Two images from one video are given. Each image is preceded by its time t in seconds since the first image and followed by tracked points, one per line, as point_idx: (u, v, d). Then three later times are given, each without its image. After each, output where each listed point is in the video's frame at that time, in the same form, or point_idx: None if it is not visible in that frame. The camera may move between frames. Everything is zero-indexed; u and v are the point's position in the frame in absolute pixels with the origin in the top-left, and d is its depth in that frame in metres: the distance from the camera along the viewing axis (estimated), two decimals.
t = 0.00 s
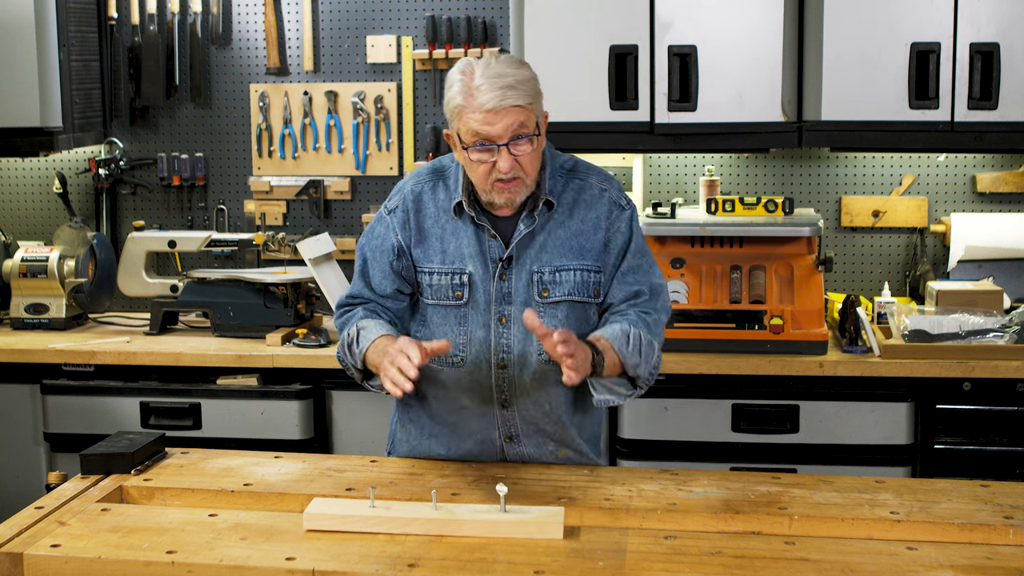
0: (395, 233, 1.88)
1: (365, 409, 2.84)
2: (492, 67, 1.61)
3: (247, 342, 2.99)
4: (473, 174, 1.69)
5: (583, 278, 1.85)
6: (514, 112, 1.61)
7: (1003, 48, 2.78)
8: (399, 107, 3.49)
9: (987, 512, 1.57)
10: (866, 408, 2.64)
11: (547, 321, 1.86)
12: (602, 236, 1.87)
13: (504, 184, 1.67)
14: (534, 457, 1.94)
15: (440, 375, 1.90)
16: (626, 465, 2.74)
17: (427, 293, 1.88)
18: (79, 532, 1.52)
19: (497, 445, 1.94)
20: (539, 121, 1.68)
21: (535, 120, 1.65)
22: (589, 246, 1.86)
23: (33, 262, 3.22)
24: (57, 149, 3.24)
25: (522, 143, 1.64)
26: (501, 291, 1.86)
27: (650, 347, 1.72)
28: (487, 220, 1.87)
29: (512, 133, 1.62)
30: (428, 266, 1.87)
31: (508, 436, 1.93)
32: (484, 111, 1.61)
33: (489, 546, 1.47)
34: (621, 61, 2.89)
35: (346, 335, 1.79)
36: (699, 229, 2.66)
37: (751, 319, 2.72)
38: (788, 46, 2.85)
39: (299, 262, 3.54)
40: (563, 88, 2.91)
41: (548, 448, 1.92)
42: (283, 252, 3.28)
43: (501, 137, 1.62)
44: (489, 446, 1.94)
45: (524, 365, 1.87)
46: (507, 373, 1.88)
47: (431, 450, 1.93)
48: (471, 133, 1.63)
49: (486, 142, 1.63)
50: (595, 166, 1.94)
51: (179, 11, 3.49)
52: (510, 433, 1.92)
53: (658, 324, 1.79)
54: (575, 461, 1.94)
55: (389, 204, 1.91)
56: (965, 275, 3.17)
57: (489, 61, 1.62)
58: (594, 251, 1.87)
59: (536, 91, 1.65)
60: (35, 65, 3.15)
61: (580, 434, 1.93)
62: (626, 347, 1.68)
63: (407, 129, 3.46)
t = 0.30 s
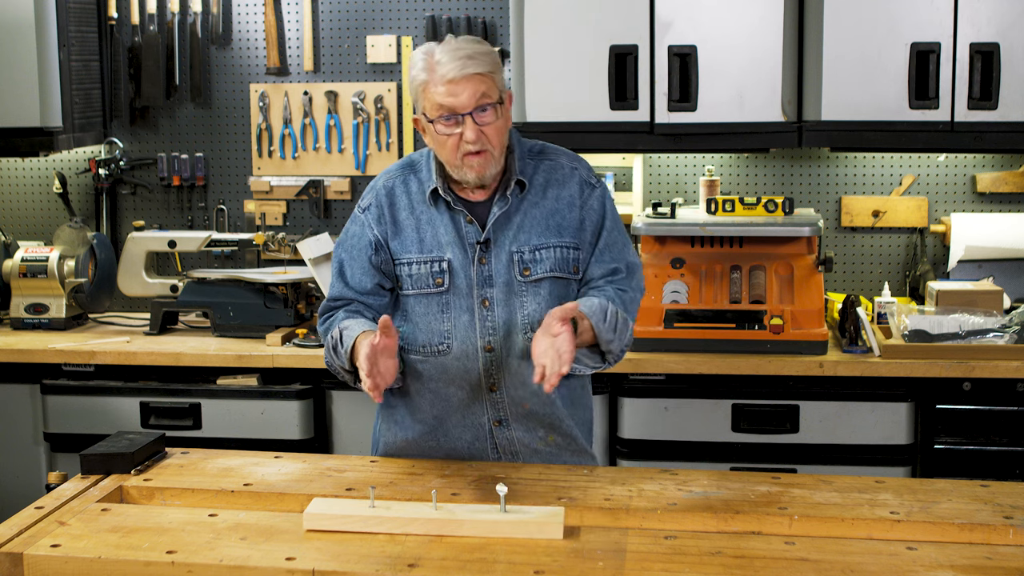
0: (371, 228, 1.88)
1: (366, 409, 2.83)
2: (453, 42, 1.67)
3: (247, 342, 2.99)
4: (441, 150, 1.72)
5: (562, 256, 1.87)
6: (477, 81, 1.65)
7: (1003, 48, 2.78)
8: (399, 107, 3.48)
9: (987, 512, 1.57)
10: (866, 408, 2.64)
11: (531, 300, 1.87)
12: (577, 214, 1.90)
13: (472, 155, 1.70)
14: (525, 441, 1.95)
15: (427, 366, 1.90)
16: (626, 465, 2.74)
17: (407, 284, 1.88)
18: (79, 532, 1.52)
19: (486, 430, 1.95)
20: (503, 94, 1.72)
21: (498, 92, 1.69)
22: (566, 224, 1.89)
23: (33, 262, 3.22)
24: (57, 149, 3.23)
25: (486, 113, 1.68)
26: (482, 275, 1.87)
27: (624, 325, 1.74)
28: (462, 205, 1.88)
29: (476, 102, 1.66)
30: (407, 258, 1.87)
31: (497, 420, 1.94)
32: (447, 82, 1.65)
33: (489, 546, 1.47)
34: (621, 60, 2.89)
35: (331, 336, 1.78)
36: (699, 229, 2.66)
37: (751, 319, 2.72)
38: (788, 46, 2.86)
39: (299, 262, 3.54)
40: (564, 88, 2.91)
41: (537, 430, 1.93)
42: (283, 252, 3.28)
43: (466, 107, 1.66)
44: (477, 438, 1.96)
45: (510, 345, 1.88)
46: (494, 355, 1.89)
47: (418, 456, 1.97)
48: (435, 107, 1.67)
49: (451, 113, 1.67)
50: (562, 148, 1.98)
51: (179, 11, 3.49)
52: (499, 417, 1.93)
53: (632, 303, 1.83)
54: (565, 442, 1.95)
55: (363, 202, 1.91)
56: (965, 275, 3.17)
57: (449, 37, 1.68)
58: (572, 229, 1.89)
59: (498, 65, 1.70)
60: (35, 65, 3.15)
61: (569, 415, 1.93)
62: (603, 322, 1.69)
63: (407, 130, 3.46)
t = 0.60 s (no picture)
0: (349, 227, 1.88)
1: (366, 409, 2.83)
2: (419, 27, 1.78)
3: (247, 342, 2.99)
4: (413, 130, 1.79)
5: (541, 242, 1.89)
6: (441, 57, 1.75)
7: (1003, 48, 2.78)
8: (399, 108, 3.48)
9: (987, 512, 1.57)
10: (866, 408, 2.64)
11: (514, 288, 1.88)
12: (554, 199, 1.92)
13: (443, 129, 1.76)
14: (517, 433, 1.94)
15: (414, 361, 1.90)
16: (626, 465, 2.74)
17: (390, 280, 1.89)
18: (79, 532, 1.52)
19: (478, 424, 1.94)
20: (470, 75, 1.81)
21: (464, 69, 1.78)
22: (544, 211, 1.90)
23: (33, 262, 3.22)
24: (57, 149, 3.23)
25: (453, 88, 1.76)
26: (463, 266, 1.88)
27: (596, 314, 1.79)
28: (439, 195, 1.90)
29: (442, 77, 1.75)
30: (388, 253, 1.88)
31: (487, 412, 1.93)
32: (413, 60, 1.75)
33: (489, 546, 1.47)
34: (621, 60, 2.89)
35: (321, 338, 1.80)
36: (699, 229, 2.66)
37: (751, 319, 2.71)
38: (788, 46, 2.86)
39: (299, 262, 3.54)
40: (564, 88, 2.91)
41: (528, 420, 1.92)
42: (283, 252, 3.28)
43: (432, 81, 1.75)
44: (469, 432, 1.94)
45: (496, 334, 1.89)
46: (482, 345, 1.90)
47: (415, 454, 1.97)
48: (404, 86, 1.76)
49: (419, 89, 1.75)
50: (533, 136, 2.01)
51: (179, 11, 3.49)
52: (490, 408, 1.92)
53: (608, 290, 1.86)
54: (557, 431, 1.94)
55: (340, 202, 1.91)
56: (965, 275, 3.17)
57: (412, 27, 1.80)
58: (549, 215, 1.91)
59: (464, 47, 1.80)
60: (35, 65, 3.15)
61: (560, 403, 1.93)
62: (571, 315, 1.75)
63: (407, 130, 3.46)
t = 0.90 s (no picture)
0: (344, 229, 1.89)
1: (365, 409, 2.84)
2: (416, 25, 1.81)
3: (247, 342, 2.99)
4: (408, 123, 1.80)
5: (537, 243, 1.89)
6: (436, 51, 1.77)
7: (1003, 48, 2.78)
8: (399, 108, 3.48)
9: (987, 512, 1.57)
10: (866, 408, 2.64)
11: (509, 289, 1.88)
12: (551, 202, 1.92)
13: (437, 121, 1.77)
14: (513, 434, 1.95)
15: (410, 362, 1.91)
16: (626, 465, 2.74)
17: (385, 281, 1.89)
18: (79, 532, 1.52)
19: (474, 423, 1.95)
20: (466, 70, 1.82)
21: (460, 65, 1.80)
22: (540, 212, 1.91)
23: (33, 262, 3.22)
24: (57, 149, 3.23)
25: (448, 82, 1.77)
26: (459, 266, 1.89)
27: (587, 331, 1.75)
28: (436, 196, 1.90)
29: (436, 70, 1.76)
30: (382, 254, 1.89)
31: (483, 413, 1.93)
32: (408, 54, 1.77)
33: (489, 546, 1.47)
34: (621, 60, 2.89)
35: (314, 346, 1.79)
36: (699, 229, 2.66)
37: (751, 319, 2.71)
38: (787, 46, 2.86)
39: (300, 262, 3.54)
40: (564, 88, 2.91)
41: (525, 421, 1.92)
42: (283, 252, 3.28)
43: (427, 74, 1.76)
44: (466, 433, 1.94)
45: (491, 334, 1.90)
46: (477, 346, 1.90)
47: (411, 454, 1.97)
48: (399, 78, 1.78)
49: (414, 82, 1.76)
50: (530, 142, 2.01)
51: (179, 11, 3.49)
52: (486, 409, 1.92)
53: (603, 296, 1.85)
54: (553, 431, 1.94)
55: (336, 205, 1.92)
56: (965, 275, 3.17)
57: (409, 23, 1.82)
58: (546, 218, 1.91)
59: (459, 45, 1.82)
60: (35, 65, 3.15)
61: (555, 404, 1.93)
62: (557, 340, 1.71)
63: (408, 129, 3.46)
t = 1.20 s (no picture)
0: (366, 222, 1.90)
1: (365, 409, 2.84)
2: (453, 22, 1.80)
3: (246, 342, 2.99)
4: (431, 122, 1.81)
5: (553, 253, 1.87)
6: (465, 52, 1.76)
7: (1003, 48, 2.78)
8: (399, 108, 3.48)
9: (987, 512, 1.57)
10: (866, 408, 2.64)
11: (521, 296, 1.87)
12: (573, 214, 1.90)
13: (457, 124, 1.77)
14: (512, 441, 1.95)
15: (416, 359, 1.92)
16: (626, 465, 2.74)
17: (399, 276, 1.89)
18: (79, 532, 1.52)
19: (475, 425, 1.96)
20: (496, 74, 1.81)
21: (488, 69, 1.79)
22: (560, 222, 1.89)
23: (33, 262, 3.22)
24: (57, 149, 3.23)
25: (473, 85, 1.77)
26: (474, 269, 1.88)
27: (591, 353, 1.76)
28: (459, 196, 1.90)
29: (462, 72, 1.76)
30: (399, 250, 1.89)
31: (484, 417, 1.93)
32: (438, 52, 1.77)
33: (489, 546, 1.47)
34: (621, 60, 2.89)
35: (331, 349, 1.82)
36: (699, 229, 2.66)
37: (751, 319, 2.71)
38: (787, 47, 2.86)
39: (300, 262, 3.54)
40: (564, 89, 2.91)
41: (525, 429, 1.92)
42: (283, 252, 3.28)
43: (453, 75, 1.76)
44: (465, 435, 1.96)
45: (499, 340, 1.89)
46: (483, 350, 1.90)
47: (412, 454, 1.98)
48: (426, 76, 1.78)
49: (440, 82, 1.76)
50: (562, 153, 1.99)
51: (180, 11, 3.50)
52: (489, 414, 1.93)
53: (611, 317, 1.83)
54: (552, 441, 1.94)
55: (362, 196, 1.93)
56: (965, 275, 3.17)
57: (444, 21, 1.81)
58: (565, 228, 1.89)
59: (492, 47, 1.81)
60: (35, 65, 3.15)
61: (556, 414, 1.93)
62: (559, 362, 1.72)
63: (407, 129, 3.46)
